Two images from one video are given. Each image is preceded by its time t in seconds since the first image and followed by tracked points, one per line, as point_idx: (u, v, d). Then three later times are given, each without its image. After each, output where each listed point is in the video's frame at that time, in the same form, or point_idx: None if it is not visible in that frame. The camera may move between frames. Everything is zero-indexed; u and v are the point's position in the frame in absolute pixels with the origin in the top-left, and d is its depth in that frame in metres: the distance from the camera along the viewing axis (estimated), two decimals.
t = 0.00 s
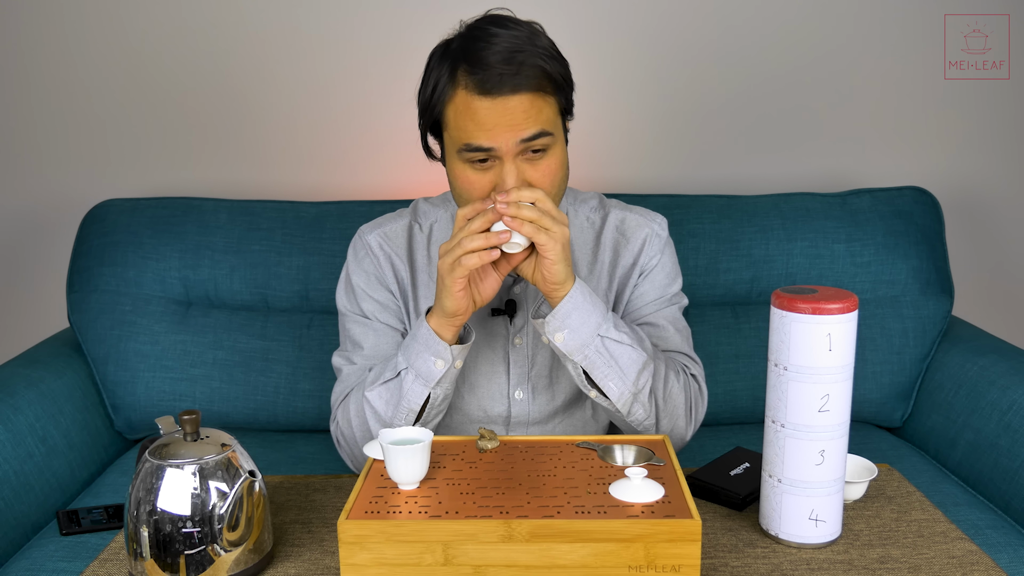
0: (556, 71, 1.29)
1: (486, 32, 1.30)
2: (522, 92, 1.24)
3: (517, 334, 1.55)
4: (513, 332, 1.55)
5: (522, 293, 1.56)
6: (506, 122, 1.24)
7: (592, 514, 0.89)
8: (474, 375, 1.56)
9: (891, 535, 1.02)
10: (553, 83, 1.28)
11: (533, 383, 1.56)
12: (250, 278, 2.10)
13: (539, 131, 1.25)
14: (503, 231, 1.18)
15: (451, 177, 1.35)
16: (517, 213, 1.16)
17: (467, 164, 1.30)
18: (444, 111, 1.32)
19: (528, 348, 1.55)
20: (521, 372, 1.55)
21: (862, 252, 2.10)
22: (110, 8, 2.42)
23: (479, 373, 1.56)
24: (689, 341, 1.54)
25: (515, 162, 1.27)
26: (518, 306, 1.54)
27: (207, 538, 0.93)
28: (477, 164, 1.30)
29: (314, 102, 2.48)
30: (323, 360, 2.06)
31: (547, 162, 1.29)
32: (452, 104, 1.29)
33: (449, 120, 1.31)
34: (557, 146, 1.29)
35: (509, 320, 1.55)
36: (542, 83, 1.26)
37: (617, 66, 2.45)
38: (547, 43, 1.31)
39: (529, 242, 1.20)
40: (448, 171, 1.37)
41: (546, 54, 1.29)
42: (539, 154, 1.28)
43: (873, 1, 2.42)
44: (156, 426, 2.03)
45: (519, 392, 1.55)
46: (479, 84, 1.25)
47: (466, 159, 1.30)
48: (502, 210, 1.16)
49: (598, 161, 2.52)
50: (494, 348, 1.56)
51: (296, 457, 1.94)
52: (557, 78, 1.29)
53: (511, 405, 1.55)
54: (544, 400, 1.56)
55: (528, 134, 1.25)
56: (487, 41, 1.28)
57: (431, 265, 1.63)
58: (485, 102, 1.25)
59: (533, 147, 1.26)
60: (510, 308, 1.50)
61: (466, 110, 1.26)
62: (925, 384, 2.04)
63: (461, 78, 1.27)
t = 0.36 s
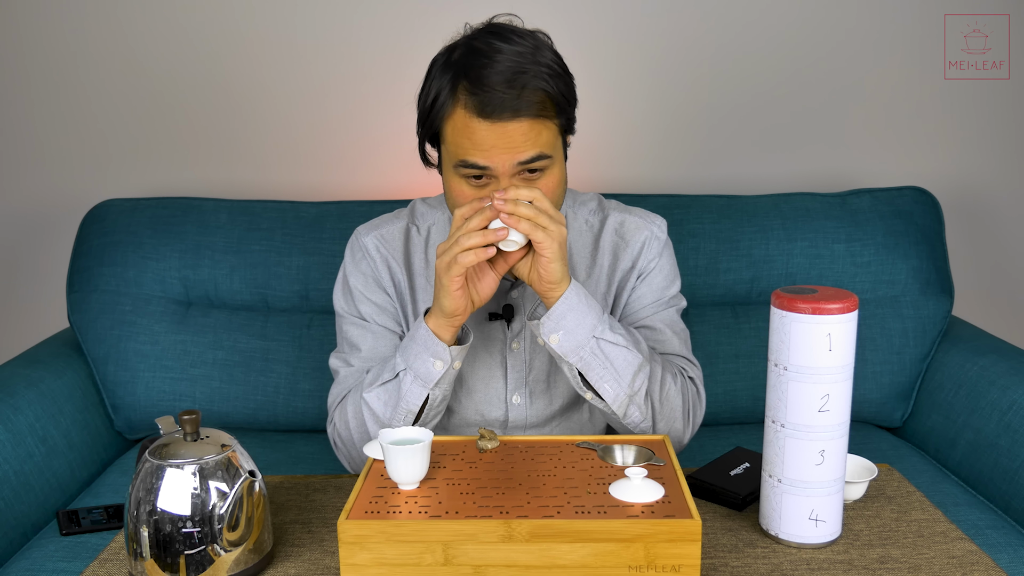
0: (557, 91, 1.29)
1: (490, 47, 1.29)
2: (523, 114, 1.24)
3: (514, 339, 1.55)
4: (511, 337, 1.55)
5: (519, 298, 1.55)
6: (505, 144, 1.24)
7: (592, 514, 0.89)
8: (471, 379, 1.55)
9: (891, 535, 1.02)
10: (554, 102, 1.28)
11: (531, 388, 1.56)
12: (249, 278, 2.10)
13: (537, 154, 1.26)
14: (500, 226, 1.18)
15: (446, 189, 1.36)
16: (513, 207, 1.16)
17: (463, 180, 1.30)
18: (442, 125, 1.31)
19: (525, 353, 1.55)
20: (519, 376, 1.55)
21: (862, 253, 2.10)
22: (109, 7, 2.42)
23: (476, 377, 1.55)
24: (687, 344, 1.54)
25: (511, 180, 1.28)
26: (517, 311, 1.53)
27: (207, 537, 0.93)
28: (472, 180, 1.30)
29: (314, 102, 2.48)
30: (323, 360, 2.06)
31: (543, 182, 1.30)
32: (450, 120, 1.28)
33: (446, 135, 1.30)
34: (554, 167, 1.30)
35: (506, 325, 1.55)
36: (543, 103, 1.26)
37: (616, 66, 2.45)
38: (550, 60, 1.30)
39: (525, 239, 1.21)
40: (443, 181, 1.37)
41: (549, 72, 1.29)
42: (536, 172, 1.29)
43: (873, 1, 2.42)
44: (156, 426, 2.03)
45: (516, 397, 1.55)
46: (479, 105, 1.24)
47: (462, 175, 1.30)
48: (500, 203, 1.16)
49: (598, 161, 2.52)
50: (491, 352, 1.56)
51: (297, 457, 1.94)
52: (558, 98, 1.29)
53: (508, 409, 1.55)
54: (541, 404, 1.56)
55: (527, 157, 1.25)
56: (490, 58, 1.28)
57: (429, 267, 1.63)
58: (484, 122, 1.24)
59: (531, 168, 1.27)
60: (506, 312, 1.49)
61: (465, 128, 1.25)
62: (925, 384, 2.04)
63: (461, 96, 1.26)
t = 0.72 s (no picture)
0: (555, 93, 1.29)
1: (484, 52, 1.29)
2: (520, 118, 1.24)
3: (514, 338, 1.55)
4: (511, 337, 1.55)
5: (519, 297, 1.55)
6: (505, 150, 1.25)
7: (592, 514, 0.89)
8: (469, 378, 1.55)
9: (891, 535, 1.02)
10: (552, 104, 1.28)
11: (530, 387, 1.56)
12: (249, 278, 2.10)
13: (537, 158, 1.26)
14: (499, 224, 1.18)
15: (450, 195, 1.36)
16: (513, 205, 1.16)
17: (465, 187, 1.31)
18: (441, 133, 1.32)
19: (525, 352, 1.55)
20: (518, 376, 1.55)
21: (862, 252, 2.10)
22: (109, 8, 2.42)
23: (475, 376, 1.55)
24: (687, 343, 1.54)
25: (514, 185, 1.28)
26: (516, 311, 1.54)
27: (207, 538, 0.93)
28: (474, 186, 1.31)
29: (314, 102, 2.48)
30: (323, 360, 2.06)
31: (545, 184, 1.30)
32: (450, 127, 1.28)
33: (447, 143, 1.30)
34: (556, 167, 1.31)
35: (505, 324, 1.55)
36: (540, 107, 1.26)
37: (616, 66, 2.45)
38: (546, 61, 1.30)
39: (524, 238, 1.21)
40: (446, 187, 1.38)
41: (545, 73, 1.29)
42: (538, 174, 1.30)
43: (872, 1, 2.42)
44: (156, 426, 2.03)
45: (515, 396, 1.55)
46: (477, 113, 1.24)
47: (465, 182, 1.31)
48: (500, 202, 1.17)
49: (598, 161, 2.52)
50: (491, 352, 1.56)
51: (297, 457, 1.94)
52: (556, 99, 1.29)
53: (507, 408, 1.55)
54: (540, 404, 1.56)
55: (528, 161, 1.26)
56: (486, 64, 1.27)
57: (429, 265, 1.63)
58: (484, 128, 1.24)
59: (533, 171, 1.27)
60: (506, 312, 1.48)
61: (465, 136, 1.26)
62: (924, 384, 2.04)
63: (459, 103, 1.26)
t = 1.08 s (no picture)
0: (556, 90, 1.29)
1: (486, 50, 1.29)
2: (521, 114, 1.24)
3: (514, 336, 1.55)
4: (511, 334, 1.55)
5: (519, 295, 1.56)
6: (505, 147, 1.25)
7: (592, 514, 0.89)
8: (469, 375, 1.55)
9: (891, 535, 1.02)
10: (553, 101, 1.28)
11: (531, 385, 1.55)
12: (249, 278, 2.10)
13: (538, 154, 1.26)
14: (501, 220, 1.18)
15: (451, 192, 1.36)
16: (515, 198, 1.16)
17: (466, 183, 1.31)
18: (441, 129, 1.32)
19: (525, 350, 1.55)
20: (518, 373, 1.55)
21: (862, 252, 2.10)
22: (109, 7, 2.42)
23: (475, 373, 1.55)
24: (690, 339, 1.54)
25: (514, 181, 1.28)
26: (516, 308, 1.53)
27: (207, 538, 0.93)
28: (474, 183, 1.31)
29: (314, 102, 2.48)
30: (323, 360, 2.06)
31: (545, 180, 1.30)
32: (451, 124, 1.28)
33: (447, 139, 1.30)
34: (557, 164, 1.30)
35: (506, 322, 1.55)
36: (541, 104, 1.26)
37: (616, 66, 2.45)
38: (548, 58, 1.30)
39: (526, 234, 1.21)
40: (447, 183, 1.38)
41: (547, 71, 1.29)
42: (539, 171, 1.29)
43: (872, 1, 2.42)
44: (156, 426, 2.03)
45: (516, 394, 1.55)
46: (477, 108, 1.24)
47: (465, 178, 1.30)
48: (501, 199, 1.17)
49: (598, 160, 2.52)
50: (491, 350, 1.55)
51: (297, 457, 1.94)
52: (557, 96, 1.29)
53: (507, 406, 1.55)
54: (540, 401, 1.56)
55: (528, 158, 1.26)
56: (487, 60, 1.27)
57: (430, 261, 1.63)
58: (484, 124, 1.24)
59: (533, 168, 1.27)
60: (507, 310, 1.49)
61: (465, 132, 1.26)
62: (925, 384, 2.04)
63: (459, 99, 1.26)
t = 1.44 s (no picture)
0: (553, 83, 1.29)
1: (485, 42, 1.29)
2: (518, 105, 1.23)
3: (513, 335, 1.55)
4: (510, 333, 1.55)
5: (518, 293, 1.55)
6: (502, 139, 1.24)
7: (592, 514, 0.89)
8: (468, 375, 1.55)
9: (891, 535, 1.02)
10: (551, 94, 1.28)
11: (529, 384, 1.55)
12: (249, 278, 2.10)
13: (535, 146, 1.25)
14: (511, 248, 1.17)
15: (448, 185, 1.36)
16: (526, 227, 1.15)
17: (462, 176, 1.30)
18: (439, 121, 1.31)
19: (524, 349, 1.55)
20: (517, 372, 1.55)
21: (862, 252, 2.10)
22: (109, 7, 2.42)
23: (474, 373, 1.55)
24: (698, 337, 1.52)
25: (511, 174, 1.27)
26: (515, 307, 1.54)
27: (207, 538, 0.93)
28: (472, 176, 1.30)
29: (314, 102, 2.48)
30: (323, 360, 2.06)
31: (543, 174, 1.29)
32: (448, 115, 1.28)
33: (445, 131, 1.30)
34: (553, 158, 1.30)
35: (505, 321, 1.55)
36: (538, 96, 1.26)
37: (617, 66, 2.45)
38: (548, 52, 1.31)
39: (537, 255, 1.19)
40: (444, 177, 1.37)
41: (545, 64, 1.29)
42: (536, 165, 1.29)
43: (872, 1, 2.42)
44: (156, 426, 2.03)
45: (514, 392, 1.55)
46: (474, 98, 1.24)
47: (462, 171, 1.30)
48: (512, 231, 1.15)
49: (598, 161, 2.52)
50: (490, 349, 1.55)
51: (297, 457, 1.94)
52: (554, 88, 1.29)
53: (506, 405, 1.55)
54: (539, 400, 1.56)
55: (524, 151, 1.25)
56: (486, 53, 1.28)
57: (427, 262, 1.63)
58: (481, 115, 1.24)
59: (530, 161, 1.27)
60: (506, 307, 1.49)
61: (462, 123, 1.25)
62: (924, 384, 2.04)
63: (457, 90, 1.26)
